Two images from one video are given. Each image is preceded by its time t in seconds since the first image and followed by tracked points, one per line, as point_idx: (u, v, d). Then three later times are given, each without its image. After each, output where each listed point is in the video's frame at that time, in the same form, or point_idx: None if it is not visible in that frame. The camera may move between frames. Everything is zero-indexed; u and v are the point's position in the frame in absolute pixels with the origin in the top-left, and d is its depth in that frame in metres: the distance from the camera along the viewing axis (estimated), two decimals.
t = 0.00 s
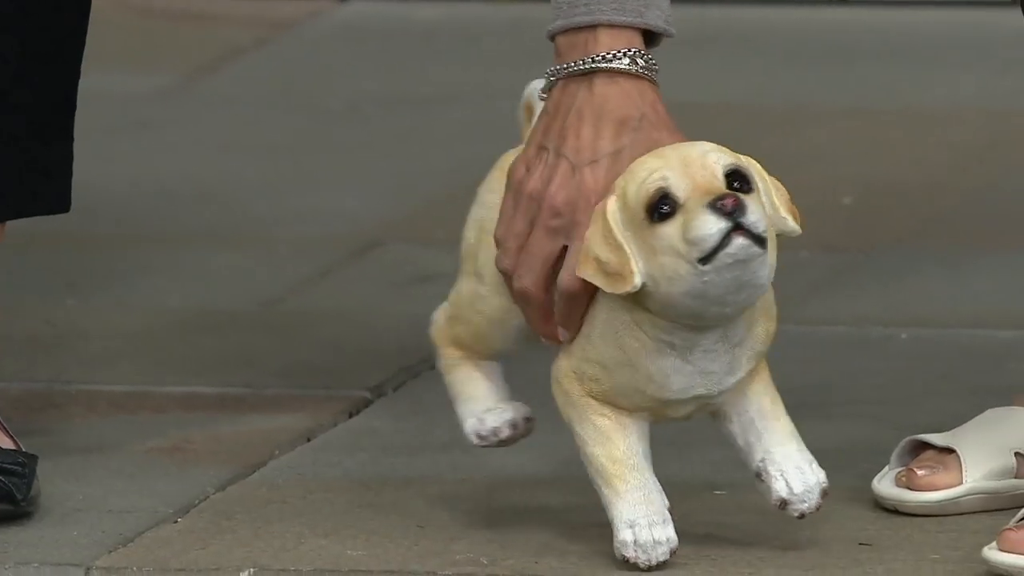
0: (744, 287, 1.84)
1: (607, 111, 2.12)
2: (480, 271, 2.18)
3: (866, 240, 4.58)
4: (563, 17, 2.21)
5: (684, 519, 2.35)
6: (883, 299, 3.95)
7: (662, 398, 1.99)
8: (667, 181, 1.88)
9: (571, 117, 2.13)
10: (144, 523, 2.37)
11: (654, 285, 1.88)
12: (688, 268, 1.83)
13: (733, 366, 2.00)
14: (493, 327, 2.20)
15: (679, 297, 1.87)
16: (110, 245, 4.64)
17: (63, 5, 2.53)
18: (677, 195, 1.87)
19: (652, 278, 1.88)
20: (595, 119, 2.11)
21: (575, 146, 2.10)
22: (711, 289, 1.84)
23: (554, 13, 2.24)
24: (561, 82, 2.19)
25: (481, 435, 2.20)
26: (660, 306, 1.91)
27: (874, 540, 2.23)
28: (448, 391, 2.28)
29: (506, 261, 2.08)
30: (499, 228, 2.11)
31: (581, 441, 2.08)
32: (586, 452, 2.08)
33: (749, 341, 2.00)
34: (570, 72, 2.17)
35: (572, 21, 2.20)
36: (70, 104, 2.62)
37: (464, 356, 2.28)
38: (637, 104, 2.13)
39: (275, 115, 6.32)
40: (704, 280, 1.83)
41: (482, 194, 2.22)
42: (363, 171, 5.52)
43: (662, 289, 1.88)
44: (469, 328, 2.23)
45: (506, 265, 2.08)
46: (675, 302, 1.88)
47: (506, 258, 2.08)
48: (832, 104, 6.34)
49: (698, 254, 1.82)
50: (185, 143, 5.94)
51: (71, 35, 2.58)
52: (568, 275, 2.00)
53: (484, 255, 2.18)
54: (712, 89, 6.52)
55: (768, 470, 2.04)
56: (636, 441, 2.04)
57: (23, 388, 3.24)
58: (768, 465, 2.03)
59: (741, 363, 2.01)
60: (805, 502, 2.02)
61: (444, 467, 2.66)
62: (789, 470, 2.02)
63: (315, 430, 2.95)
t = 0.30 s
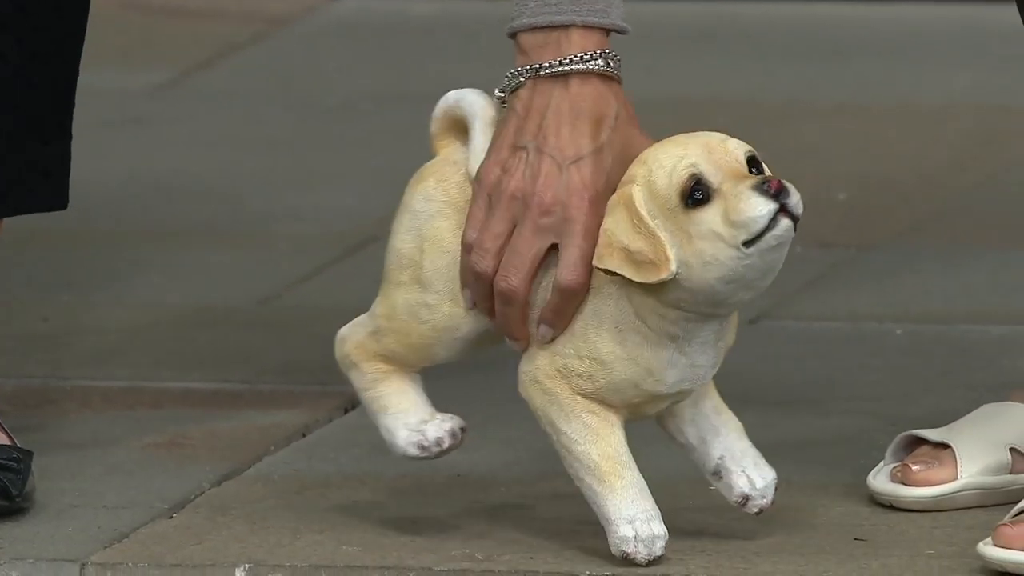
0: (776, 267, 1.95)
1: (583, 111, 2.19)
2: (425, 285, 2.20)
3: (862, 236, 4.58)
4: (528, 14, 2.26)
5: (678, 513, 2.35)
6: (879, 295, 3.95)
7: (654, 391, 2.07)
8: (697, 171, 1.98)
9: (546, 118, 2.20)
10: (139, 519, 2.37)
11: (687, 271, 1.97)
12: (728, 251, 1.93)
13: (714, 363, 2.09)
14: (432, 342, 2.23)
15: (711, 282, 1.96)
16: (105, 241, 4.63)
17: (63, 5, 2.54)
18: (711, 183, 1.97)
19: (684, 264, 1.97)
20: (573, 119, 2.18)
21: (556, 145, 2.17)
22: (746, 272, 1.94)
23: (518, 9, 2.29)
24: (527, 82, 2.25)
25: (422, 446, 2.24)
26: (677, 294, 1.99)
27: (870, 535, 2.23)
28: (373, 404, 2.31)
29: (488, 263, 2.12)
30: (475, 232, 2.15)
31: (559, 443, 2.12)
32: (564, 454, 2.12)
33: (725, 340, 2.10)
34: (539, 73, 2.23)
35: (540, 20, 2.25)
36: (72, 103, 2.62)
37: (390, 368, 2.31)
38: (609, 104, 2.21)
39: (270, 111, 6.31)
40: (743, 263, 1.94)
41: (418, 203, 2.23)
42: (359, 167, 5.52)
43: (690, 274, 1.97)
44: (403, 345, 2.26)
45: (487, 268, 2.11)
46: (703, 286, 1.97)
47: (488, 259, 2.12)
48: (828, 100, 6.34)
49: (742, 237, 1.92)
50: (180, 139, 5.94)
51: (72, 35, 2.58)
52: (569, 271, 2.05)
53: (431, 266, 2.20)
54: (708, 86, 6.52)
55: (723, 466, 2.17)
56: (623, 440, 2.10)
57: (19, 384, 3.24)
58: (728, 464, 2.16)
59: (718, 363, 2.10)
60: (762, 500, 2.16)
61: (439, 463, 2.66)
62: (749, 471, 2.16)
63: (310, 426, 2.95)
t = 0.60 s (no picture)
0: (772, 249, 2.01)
1: (551, 126, 2.25)
2: (386, 314, 2.15)
3: (862, 236, 4.58)
4: (491, 30, 2.28)
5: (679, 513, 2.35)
6: (879, 295, 3.95)
7: (643, 390, 2.08)
8: (695, 155, 2.04)
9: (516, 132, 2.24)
10: (139, 518, 2.37)
11: (690, 253, 2.00)
12: (735, 229, 1.98)
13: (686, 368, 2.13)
14: (394, 372, 2.16)
15: (714, 264, 2.00)
16: (106, 241, 4.64)
17: (64, 5, 2.54)
18: (711, 167, 2.02)
19: (688, 247, 2.00)
20: (542, 134, 2.23)
21: (530, 159, 2.21)
22: (749, 252, 1.99)
23: (476, 23, 2.30)
24: (491, 98, 2.28)
25: (391, 475, 2.15)
26: (675, 280, 2.02)
27: (868, 535, 2.23)
28: (328, 441, 2.22)
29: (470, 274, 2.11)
30: (452, 245, 2.15)
31: (542, 453, 2.10)
32: (547, 463, 2.10)
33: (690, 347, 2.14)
34: (504, 91, 2.27)
35: (505, 37, 2.27)
36: (73, 104, 2.62)
37: (346, 406, 2.23)
38: (572, 123, 2.28)
39: (270, 111, 6.31)
40: (749, 242, 1.98)
41: (367, 234, 2.17)
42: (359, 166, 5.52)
43: (693, 257, 2.00)
44: (361, 379, 2.18)
45: (470, 277, 2.11)
46: (705, 269, 2.00)
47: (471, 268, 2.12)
48: (827, 100, 6.34)
49: (751, 213, 1.97)
50: (180, 140, 5.94)
51: (73, 36, 2.58)
52: (560, 270, 2.07)
53: (392, 293, 2.15)
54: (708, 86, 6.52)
55: (684, 484, 2.17)
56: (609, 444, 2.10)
57: (19, 384, 3.24)
58: (685, 482, 2.17)
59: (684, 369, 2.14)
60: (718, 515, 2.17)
61: (438, 463, 2.66)
62: (705, 487, 2.17)
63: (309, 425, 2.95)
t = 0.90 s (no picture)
0: (712, 222, 2.05)
1: (492, 149, 2.23)
2: (351, 368, 2.08)
3: (862, 236, 4.58)
4: (435, 62, 2.25)
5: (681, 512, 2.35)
6: (879, 296, 3.95)
7: (617, 386, 2.07)
8: (625, 139, 2.06)
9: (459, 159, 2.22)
10: (138, 519, 2.37)
11: (641, 232, 2.02)
12: (681, 199, 2.01)
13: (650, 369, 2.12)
14: (367, 427, 2.09)
15: (665, 240, 2.02)
16: (106, 241, 4.63)
17: (64, 6, 2.53)
18: (641, 148, 2.05)
19: (639, 228, 2.02)
20: (485, 153, 2.22)
21: (478, 178, 2.19)
22: (697, 223, 2.03)
23: (419, 52, 2.26)
24: (432, 130, 2.26)
25: (388, 523, 2.09)
26: (630, 263, 2.03)
27: (868, 535, 2.23)
28: (312, 513, 2.13)
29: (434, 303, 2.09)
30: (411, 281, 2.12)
31: (531, 469, 2.05)
32: (538, 478, 2.05)
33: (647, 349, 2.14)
34: (446, 123, 2.24)
35: (450, 72, 2.24)
36: (75, 104, 2.62)
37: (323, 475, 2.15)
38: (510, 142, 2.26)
39: (270, 111, 6.31)
40: (695, 212, 2.02)
41: (314, 302, 2.12)
42: (360, 166, 5.52)
43: (643, 237, 2.02)
44: (337, 441, 2.10)
45: (433, 305, 2.08)
46: (658, 246, 2.02)
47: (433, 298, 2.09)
48: (827, 100, 6.34)
49: (693, 180, 2.01)
50: (180, 139, 5.94)
51: (74, 37, 2.58)
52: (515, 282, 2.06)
53: (352, 347, 2.09)
54: (708, 85, 6.52)
55: (672, 490, 2.17)
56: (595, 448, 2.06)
57: (20, 384, 3.23)
58: (673, 490, 2.17)
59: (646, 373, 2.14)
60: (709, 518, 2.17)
61: (438, 463, 2.66)
62: (693, 493, 2.17)
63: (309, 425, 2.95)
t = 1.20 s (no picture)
0: (714, 217, 2.05)
1: (490, 148, 2.25)
2: (353, 365, 2.09)
3: (864, 233, 4.58)
4: (432, 59, 2.27)
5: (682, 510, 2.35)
6: (882, 293, 3.95)
7: (619, 382, 2.07)
8: (626, 135, 2.06)
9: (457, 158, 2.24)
10: (140, 516, 2.37)
11: (642, 229, 2.02)
12: (681, 194, 2.01)
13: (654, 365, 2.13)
14: (369, 425, 2.09)
15: (667, 236, 2.02)
16: (108, 239, 4.63)
17: (66, 5, 2.53)
18: (642, 144, 2.05)
19: (640, 224, 2.02)
20: (481, 152, 2.24)
21: (475, 177, 2.21)
22: (698, 217, 2.02)
23: (417, 50, 2.29)
24: (430, 128, 2.28)
25: (390, 521, 2.08)
26: (631, 259, 2.03)
27: (870, 533, 2.23)
28: (313, 509, 2.12)
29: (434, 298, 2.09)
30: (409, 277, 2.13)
31: (533, 465, 2.06)
32: (541, 474, 2.06)
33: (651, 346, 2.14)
34: (444, 122, 2.26)
35: (448, 69, 2.26)
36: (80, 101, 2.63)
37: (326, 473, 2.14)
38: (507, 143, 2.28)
39: (272, 109, 6.31)
40: (696, 208, 2.02)
41: (316, 300, 2.12)
42: (362, 164, 5.52)
43: (645, 232, 2.02)
44: (339, 438, 2.10)
45: (434, 301, 2.09)
46: (660, 241, 2.02)
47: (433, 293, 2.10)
48: (830, 97, 6.34)
49: (694, 175, 2.01)
50: (182, 137, 5.94)
51: (80, 34, 2.58)
52: (511, 278, 2.08)
53: (354, 344, 2.09)
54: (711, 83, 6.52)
55: (674, 487, 2.18)
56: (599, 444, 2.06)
57: (22, 382, 3.24)
58: (676, 489, 2.17)
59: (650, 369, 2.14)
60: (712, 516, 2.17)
61: (439, 460, 2.66)
62: (696, 491, 2.18)
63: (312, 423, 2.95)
